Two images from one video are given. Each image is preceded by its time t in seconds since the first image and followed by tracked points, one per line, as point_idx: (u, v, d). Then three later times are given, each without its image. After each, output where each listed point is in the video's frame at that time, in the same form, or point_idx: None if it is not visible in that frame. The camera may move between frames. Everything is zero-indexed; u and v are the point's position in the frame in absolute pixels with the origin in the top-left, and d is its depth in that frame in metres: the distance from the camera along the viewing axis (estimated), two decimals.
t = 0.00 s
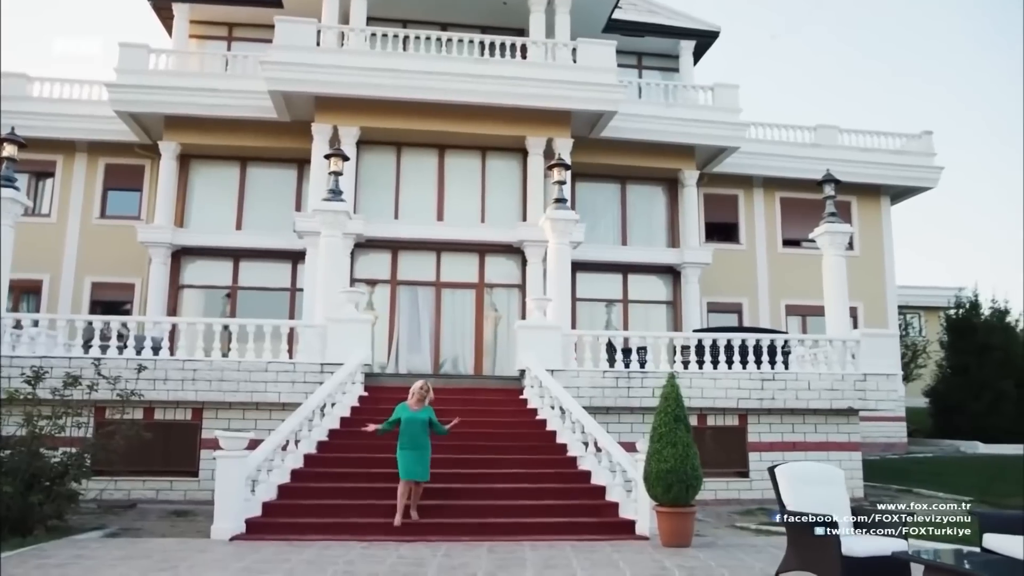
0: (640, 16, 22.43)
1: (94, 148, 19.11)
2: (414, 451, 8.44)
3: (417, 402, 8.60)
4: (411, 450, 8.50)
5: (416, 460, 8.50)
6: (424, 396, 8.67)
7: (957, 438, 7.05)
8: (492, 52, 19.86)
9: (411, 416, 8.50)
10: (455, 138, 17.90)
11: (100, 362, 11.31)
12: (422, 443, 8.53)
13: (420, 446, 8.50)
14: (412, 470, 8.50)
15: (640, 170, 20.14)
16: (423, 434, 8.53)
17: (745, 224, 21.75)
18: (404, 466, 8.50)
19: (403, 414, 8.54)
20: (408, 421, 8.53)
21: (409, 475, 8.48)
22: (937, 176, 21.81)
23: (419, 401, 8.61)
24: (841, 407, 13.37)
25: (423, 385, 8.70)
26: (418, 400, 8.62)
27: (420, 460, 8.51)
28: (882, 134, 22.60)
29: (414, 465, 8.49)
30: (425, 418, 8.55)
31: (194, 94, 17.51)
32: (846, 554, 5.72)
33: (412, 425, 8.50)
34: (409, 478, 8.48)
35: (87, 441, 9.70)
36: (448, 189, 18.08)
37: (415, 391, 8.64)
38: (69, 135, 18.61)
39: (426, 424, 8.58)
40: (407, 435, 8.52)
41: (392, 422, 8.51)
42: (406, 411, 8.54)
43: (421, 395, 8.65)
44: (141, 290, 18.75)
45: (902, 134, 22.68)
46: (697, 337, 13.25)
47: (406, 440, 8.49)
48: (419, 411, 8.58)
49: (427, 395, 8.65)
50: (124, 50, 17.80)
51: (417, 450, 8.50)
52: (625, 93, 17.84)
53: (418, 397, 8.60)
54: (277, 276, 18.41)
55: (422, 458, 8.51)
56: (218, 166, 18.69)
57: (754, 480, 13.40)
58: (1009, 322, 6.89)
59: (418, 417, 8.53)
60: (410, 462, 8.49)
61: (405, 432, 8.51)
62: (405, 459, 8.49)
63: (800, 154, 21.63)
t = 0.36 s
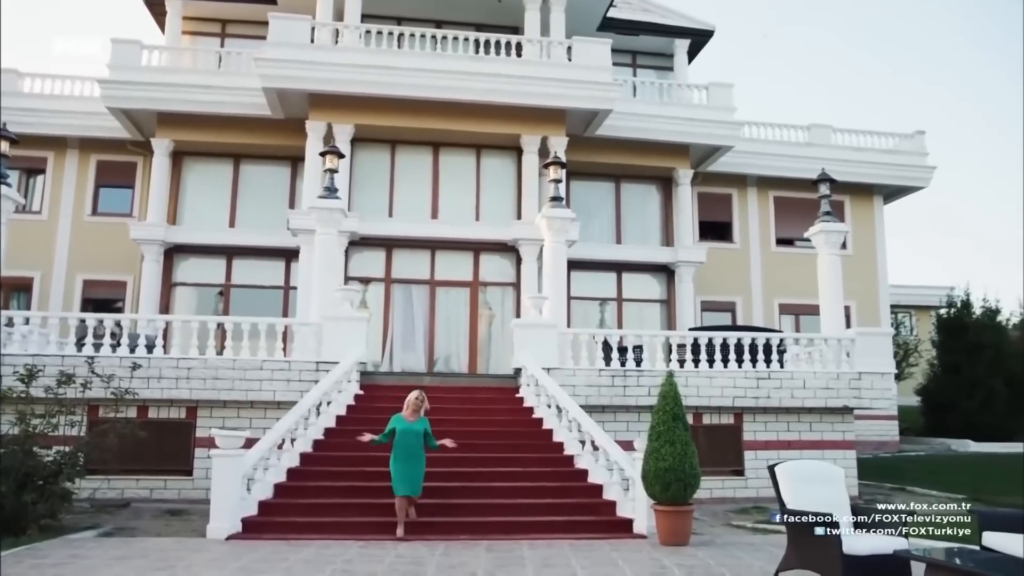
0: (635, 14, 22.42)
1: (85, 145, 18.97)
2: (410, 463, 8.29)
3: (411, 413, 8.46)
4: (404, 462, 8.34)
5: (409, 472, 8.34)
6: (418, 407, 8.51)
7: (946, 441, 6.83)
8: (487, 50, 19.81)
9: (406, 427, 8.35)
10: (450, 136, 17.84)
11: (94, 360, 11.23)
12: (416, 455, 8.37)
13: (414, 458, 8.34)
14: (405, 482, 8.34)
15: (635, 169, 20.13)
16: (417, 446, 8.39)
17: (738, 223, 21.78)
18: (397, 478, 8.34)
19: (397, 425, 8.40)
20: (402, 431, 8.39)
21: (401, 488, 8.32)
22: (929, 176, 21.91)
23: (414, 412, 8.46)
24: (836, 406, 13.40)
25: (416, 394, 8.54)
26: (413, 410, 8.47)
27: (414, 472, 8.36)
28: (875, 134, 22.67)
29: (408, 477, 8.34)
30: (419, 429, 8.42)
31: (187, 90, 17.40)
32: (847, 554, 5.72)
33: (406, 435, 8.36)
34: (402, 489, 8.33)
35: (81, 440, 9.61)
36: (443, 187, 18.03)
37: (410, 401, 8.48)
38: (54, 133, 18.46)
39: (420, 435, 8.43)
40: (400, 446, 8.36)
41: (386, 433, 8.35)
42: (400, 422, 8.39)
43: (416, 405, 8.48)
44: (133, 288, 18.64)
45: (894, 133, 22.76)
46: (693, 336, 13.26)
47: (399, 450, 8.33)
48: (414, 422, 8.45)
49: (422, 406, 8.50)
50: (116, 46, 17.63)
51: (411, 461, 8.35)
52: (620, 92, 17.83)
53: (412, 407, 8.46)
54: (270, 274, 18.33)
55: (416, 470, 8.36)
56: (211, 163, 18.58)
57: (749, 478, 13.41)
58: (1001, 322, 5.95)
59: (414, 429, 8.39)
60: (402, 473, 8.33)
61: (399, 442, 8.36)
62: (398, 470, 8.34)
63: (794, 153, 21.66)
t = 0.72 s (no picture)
0: (627, 10, 22.40)
1: (73, 138, 18.77)
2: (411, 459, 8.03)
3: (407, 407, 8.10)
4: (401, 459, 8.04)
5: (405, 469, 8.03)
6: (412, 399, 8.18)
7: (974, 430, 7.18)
8: (478, 45, 19.74)
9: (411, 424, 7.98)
10: (441, 131, 17.78)
11: (83, 356, 11.12)
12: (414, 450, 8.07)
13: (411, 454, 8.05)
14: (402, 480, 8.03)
15: (627, 165, 20.13)
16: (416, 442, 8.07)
17: (729, 220, 21.83)
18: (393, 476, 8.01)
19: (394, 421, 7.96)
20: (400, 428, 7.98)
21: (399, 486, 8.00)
22: (918, 174, 22.07)
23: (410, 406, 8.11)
24: (827, 402, 13.46)
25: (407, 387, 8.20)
26: (408, 404, 8.11)
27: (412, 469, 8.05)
28: (865, 132, 22.77)
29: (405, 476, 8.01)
30: (419, 425, 8.05)
31: (177, 84, 17.24)
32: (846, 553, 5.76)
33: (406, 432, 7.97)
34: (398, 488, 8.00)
35: (71, 436, 9.51)
36: (434, 182, 17.97)
37: (404, 394, 8.09)
38: (54, 126, 18.25)
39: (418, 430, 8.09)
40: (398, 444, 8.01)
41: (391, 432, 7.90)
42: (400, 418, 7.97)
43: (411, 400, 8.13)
44: (122, 283, 18.50)
45: (884, 131, 22.88)
46: (685, 333, 13.28)
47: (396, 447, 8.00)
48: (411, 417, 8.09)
49: (416, 398, 8.17)
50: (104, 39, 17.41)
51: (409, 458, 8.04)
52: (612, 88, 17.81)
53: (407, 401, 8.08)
54: (261, 269, 18.22)
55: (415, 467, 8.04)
56: (200, 157, 18.45)
57: (741, 474, 13.45)
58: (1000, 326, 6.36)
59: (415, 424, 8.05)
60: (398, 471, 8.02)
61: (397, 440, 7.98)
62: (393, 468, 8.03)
63: (785, 150, 21.70)
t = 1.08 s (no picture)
0: (617, 6, 22.37)
1: (58, 131, 18.54)
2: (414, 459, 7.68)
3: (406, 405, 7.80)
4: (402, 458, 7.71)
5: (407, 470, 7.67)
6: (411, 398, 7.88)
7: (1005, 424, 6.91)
8: (469, 40, 19.66)
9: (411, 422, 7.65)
10: (431, 126, 17.71)
11: (71, 351, 11.03)
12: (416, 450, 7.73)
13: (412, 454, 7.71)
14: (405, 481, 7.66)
15: (617, 161, 20.12)
16: (418, 440, 7.72)
17: (718, 216, 21.88)
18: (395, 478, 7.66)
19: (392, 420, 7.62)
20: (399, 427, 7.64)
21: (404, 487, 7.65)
22: (905, 171, 22.20)
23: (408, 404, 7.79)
24: (817, 398, 13.52)
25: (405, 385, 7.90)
26: (407, 402, 7.81)
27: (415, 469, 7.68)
28: (853, 129, 22.88)
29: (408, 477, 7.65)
30: (420, 422, 7.72)
31: (164, 77, 17.07)
32: (841, 547, 5.75)
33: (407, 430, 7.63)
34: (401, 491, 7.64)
35: (59, 433, 9.40)
36: (425, 177, 17.89)
37: (401, 392, 7.79)
38: (24, 118, 17.98)
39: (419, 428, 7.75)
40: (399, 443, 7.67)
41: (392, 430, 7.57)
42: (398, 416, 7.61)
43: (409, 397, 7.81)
44: (108, 278, 18.34)
45: (872, 128, 23.01)
46: (677, 329, 13.30)
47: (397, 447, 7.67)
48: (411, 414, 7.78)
49: (415, 395, 7.86)
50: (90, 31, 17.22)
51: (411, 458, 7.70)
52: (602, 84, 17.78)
53: (406, 398, 7.79)
54: (249, 265, 18.10)
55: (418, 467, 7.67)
56: (187, 151, 18.29)
57: (731, 470, 13.48)
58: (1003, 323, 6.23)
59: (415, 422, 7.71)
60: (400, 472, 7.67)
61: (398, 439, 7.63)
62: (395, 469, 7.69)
63: (774, 147, 21.77)
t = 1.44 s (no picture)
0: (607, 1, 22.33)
1: (41, 122, 18.30)
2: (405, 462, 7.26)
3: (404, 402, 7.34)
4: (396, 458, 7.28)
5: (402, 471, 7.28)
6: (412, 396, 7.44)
7: None
8: (458, 33, 19.56)
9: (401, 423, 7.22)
10: (420, 120, 17.62)
11: (57, 345, 10.90)
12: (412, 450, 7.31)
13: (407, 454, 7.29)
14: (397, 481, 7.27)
15: (606, 156, 20.11)
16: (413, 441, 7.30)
17: (706, 212, 21.93)
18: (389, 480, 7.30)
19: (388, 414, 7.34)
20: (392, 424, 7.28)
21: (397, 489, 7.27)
22: (891, 167, 22.34)
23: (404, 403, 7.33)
24: (805, 392, 13.59)
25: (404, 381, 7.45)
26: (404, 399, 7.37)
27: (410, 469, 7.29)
28: (841, 125, 23.00)
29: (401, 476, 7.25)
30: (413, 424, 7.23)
31: (150, 68, 16.88)
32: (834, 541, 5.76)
33: (399, 430, 7.22)
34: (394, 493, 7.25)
35: (45, 428, 9.29)
36: (413, 171, 17.81)
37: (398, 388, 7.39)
38: (17, 109, 17.77)
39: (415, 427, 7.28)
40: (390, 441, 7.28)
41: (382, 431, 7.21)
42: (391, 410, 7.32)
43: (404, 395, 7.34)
44: (93, 271, 18.14)
45: (859, 125, 23.13)
46: (666, 323, 13.33)
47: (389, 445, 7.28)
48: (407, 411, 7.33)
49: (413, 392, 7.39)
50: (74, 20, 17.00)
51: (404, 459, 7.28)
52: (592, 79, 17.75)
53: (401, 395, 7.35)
54: (236, 258, 17.96)
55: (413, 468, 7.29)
56: (174, 143, 18.10)
57: (720, 464, 13.52)
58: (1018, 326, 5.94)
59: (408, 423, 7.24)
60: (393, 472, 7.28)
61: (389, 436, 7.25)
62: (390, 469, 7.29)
63: (763, 143, 21.82)
